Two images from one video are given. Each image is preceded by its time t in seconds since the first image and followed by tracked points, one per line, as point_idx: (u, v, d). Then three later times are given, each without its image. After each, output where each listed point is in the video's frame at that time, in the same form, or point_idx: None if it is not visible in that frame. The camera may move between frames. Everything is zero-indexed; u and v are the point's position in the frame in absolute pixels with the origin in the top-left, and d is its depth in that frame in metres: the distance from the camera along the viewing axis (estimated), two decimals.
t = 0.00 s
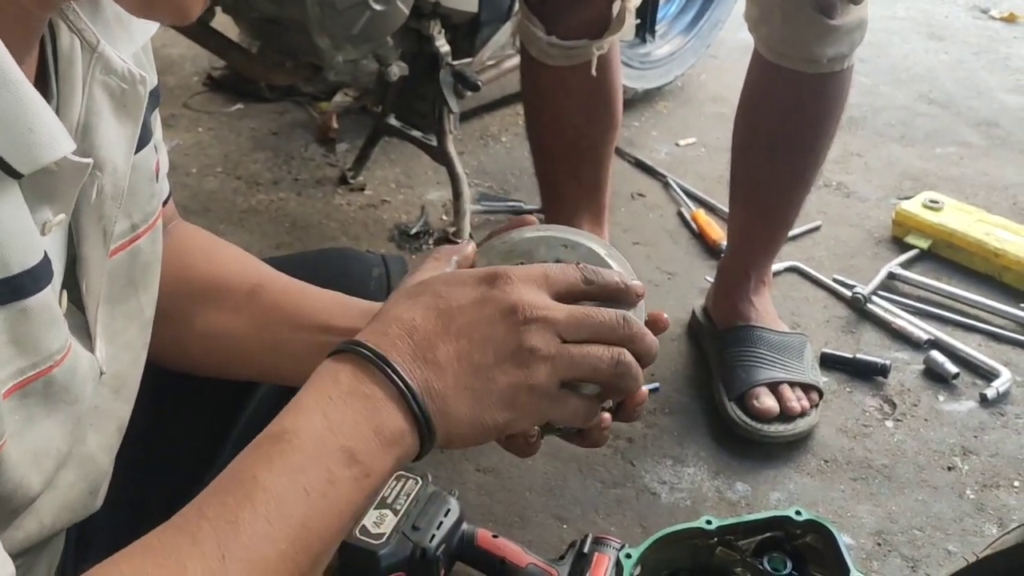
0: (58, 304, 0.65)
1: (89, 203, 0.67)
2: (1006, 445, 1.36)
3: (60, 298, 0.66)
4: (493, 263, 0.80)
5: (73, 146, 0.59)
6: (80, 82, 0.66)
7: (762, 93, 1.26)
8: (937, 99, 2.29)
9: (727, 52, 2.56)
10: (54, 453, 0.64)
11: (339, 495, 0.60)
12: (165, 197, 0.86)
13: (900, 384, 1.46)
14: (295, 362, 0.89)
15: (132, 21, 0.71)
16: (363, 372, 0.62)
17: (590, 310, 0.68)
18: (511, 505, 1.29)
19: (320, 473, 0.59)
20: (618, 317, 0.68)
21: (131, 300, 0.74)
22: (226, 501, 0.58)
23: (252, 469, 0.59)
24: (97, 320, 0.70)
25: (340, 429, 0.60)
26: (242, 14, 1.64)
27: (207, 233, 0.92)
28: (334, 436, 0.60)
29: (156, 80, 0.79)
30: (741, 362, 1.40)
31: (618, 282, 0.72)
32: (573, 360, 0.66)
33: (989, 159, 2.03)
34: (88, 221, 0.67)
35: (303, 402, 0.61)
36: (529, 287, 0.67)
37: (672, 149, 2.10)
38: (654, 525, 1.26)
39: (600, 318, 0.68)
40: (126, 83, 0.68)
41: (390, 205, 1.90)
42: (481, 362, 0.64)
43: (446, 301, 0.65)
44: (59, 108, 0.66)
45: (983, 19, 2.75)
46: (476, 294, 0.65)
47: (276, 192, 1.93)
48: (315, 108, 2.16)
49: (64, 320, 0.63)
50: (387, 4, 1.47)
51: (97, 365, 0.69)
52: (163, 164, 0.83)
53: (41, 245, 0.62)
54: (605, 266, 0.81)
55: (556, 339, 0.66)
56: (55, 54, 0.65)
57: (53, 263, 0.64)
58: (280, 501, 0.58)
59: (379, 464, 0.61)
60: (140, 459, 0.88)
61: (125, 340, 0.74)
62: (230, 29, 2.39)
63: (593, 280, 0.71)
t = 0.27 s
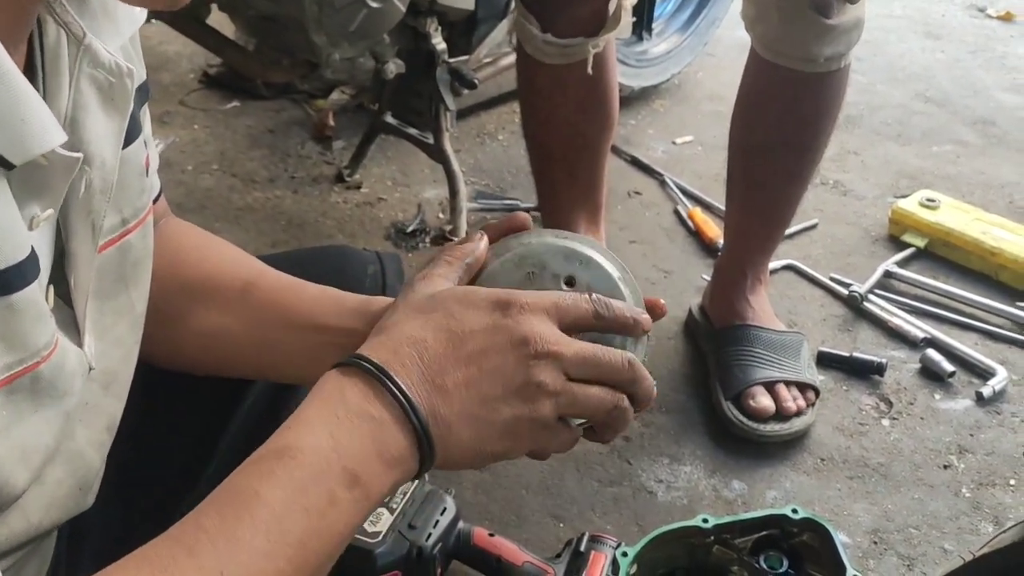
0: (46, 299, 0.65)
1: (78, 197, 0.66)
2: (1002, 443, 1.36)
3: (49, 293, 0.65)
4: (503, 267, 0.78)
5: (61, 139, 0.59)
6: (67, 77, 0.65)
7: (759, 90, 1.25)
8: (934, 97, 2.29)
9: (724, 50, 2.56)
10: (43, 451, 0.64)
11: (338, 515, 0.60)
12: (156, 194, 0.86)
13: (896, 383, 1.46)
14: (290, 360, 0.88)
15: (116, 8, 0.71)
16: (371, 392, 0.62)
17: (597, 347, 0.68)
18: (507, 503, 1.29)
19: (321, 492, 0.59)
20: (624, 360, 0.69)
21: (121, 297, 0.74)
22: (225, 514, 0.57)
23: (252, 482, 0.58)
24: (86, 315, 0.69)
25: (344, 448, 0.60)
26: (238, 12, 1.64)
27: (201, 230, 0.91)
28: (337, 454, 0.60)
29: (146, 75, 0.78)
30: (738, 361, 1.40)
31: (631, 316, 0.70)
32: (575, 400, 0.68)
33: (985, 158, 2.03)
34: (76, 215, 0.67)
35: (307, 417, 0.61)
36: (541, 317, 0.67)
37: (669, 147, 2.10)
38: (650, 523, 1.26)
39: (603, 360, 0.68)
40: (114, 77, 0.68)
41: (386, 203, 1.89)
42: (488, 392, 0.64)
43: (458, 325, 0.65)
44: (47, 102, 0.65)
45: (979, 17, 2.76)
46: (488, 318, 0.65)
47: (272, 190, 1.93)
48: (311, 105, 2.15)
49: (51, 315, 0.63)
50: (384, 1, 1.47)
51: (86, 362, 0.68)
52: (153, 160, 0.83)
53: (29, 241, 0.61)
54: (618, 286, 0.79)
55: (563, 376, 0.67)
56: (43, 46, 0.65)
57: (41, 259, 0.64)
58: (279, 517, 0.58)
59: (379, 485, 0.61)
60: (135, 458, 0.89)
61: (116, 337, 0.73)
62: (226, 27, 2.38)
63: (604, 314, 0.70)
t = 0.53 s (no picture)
0: (40, 293, 0.65)
1: (76, 190, 0.66)
2: (998, 443, 1.36)
3: (43, 288, 0.65)
4: (501, 258, 0.78)
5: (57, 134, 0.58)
6: (65, 71, 0.65)
7: (756, 88, 1.25)
8: (931, 97, 2.29)
9: (722, 49, 2.56)
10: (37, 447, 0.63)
11: (333, 511, 0.60)
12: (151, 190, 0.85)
13: (893, 382, 1.46)
14: (286, 354, 0.88)
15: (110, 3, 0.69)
16: (370, 389, 0.62)
17: (595, 351, 0.68)
18: (504, 502, 1.29)
19: (317, 488, 0.59)
20: (620, 363, 0.69)
21: (118, 291, 0.74)
22: (221, 509, 0.57)
23: (249, 477, 0.58)
24: (82, 309, 0.69)
25: (340, 445, 0.60)
26: (236, 10, 1.64)
27: (195, 227, 0.91)
28: (334, 451, 0.60)
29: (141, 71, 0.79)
30: (735, 361, 1.40)
31: (628, 316, 0.70)
32: (569, 403, 0.68)
33: (982, 158, 2.03)
34: (73, 208, 0.67)
35: (305, 412, 0.61)
36: (541, 318, 0.66)
37: (666, 146, 2.10)
38: (647, 522, 1.26)
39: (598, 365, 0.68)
40: (111, 71, 0.68)
41: (383, 201, 1.89)
42: (485, 392, 0.64)
43: (458, 325, 0.64)
44: (45, 96, 0.65)
45: (976, 17, 2.76)
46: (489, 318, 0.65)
47: (269, 188, 1.92)
48: (308, 104, 2.15)
49: (45, 309, 0.63)
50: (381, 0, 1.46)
51: (82, 355, 0.68)
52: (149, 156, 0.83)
53: (23, 236, 0.61)
54: (614, 283, 0.79)
55: (559, 379, 0.67)
56: (40, 41, 0.65)
57: (36, 254, 0.63)
58: (274, 512, 0.58)
59: (374, 482, 0.61)
60: (131, 456, 0.88)
61: (113, 331, 0.73)
62: (223, 25, 2.38)
63: (602, 314, 0.69)
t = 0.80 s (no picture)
0: (34, 286, 0.64)
1: (69, 182, 0.66)
2: (994, 442, 1.36)
3: (37, 282, 0.65)
4: (481, 259, 0.78)
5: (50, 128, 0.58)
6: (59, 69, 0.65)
7: (751, 86, 1.25)
8: (927, 96, 2.30)
9: (719, 49, 2.56)
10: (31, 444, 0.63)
11: (330, 496, 0.60)
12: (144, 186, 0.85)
13: (889, 381, 1.46)
14: (284, 339, 0.88)
15: None
16: (363, 374, 0.62)
17: (583, 321, 0.68)
18: (501, 500, 1.29)
19: (313, 473, 0.59)
20: (609, 329, 0.69)
21: (112, 285, 0.74)
22: (216, 497, 0.57)
23: (244, 465, 0.58)
24: (77, 301, 0.69)
25: (335, 431, 0.60)
26: (232, 9, 1.64)
27: (186, 224, 0.91)
28: (329, 437, 0.60)
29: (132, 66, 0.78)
30: (731, 360, 1.40)
31: (611, 293, 0.71)
32: (564, 373, 0.67)
33: (978, 157, 2.04)
34: (67, 202, 0.66)
35: (299, 398, 0.61)
36: (526, 296, 0.66)
37: (663, 146, 2.10)
38: (644, 521, 1.26)
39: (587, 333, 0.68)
40: (105, 66, 0.68)
41: (380, 201, 1.89)
42: (477, 371, 0.64)
43: (446, 309, 0.64)
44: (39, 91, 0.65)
45: (973, 17, 2.76)
46: (475, 301, 0.65)
47: (266, 187, 1.92)
48: (305, 103, 2.15)
49: (39, 302, 0.63)
50: None
51: (77, 347, 0.68)
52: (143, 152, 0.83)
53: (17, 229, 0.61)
54: (595, 272, 0.79)
55: (551, 351, 0.67)
56: (34, 37, 0.65)
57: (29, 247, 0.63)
58: (269, 498, 0.58)
59: (371, 466, 0.61)
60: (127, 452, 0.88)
61: (108, 324, 0.73)
62: (220, 24, 2.38)
63: (586, 290, 0.70)
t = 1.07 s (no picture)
0: (27, 288, 0.65)
1: (62, 185, 0.66)
2: (991, 441, 1.36)
3: (30, 283, 0.65)
4: (490, 254, 0.80)
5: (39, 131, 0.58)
6: (52, 69, 0.65)
7: (748, 85, 1.26)
8: (924, 96, 2.30)
9: (716, 48, 2.56)
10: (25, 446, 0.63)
11: (323, 495, 0.59)
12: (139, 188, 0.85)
13: (886, 380, 1.47)
14: (275, 350, 0.88)
15: None
16: (352, 373, 0.62)
17: (575, 317, 0.69)
18: (498, 500, 1.29)
19: (304, 472, 0.59)
20: (603, 322, 0.69)
21: (105, 286, 0.74)
22: (207, 495, 0.58)
23: (234, 465, 0.59)
24: (69, 303, 0.69)
25: (325, 429, 0.60)
26: (230, 9, 1.64)
27: (183, 225, 0.91)
28: (320, 435, 0.60)
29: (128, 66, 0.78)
30: (728, 360, 1.40)
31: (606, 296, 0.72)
32: (563, 369, 0.68)
33: (975, 156, 2.04)
34: (60, 204, 0.67)
35: (294, 402, 0.61)
36: (518, 297, 0.68)
37: (661, 145, 2.10)
38: (641, 520, 1.26)
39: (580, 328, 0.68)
40: (98, 67, 0.68)
41: (378, 200, 1.89)
42: (471, 371, 0.65)
43: (439, 312, 0.65)
44: (31, 92, 0.65)
45: (970, 16, 2.77)
46: (467, 304, 0.66)
47: (263, 187, 1.92)
48: (303, 103, 2.15)
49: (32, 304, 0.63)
50: None
51: (70, 350, 0.68)
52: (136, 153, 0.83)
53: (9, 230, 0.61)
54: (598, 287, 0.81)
55: (548, 348, 0.67)
56: (26, 37, 0.64)
57: (22, 248, 0.64)
58: (258, 496, 0.57)
59: (365, 466, 0.60)
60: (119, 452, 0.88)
61: (101, 326, 0.73)
62: (217, 24, 2.37)
63: (580, 293, 0.71)
